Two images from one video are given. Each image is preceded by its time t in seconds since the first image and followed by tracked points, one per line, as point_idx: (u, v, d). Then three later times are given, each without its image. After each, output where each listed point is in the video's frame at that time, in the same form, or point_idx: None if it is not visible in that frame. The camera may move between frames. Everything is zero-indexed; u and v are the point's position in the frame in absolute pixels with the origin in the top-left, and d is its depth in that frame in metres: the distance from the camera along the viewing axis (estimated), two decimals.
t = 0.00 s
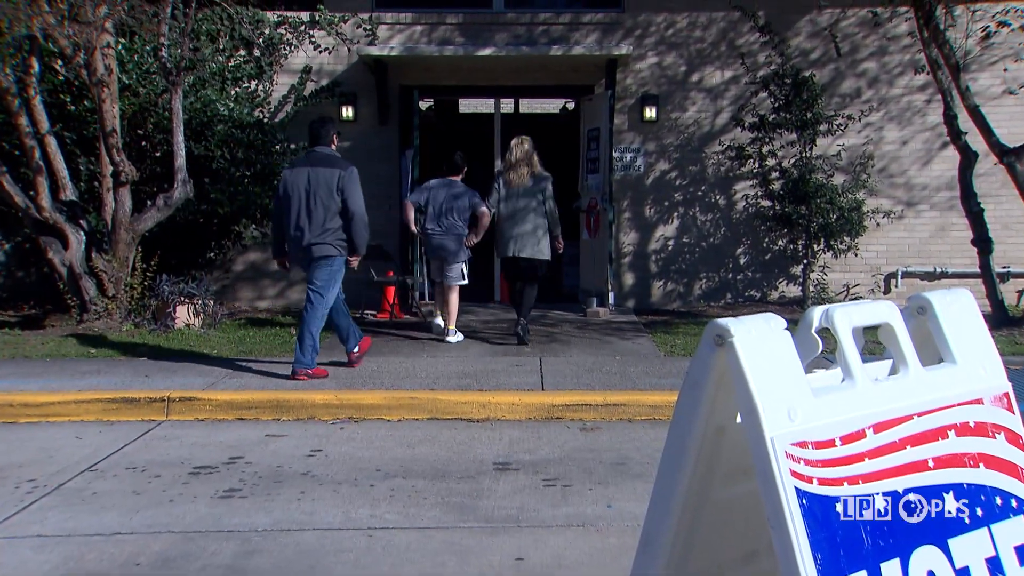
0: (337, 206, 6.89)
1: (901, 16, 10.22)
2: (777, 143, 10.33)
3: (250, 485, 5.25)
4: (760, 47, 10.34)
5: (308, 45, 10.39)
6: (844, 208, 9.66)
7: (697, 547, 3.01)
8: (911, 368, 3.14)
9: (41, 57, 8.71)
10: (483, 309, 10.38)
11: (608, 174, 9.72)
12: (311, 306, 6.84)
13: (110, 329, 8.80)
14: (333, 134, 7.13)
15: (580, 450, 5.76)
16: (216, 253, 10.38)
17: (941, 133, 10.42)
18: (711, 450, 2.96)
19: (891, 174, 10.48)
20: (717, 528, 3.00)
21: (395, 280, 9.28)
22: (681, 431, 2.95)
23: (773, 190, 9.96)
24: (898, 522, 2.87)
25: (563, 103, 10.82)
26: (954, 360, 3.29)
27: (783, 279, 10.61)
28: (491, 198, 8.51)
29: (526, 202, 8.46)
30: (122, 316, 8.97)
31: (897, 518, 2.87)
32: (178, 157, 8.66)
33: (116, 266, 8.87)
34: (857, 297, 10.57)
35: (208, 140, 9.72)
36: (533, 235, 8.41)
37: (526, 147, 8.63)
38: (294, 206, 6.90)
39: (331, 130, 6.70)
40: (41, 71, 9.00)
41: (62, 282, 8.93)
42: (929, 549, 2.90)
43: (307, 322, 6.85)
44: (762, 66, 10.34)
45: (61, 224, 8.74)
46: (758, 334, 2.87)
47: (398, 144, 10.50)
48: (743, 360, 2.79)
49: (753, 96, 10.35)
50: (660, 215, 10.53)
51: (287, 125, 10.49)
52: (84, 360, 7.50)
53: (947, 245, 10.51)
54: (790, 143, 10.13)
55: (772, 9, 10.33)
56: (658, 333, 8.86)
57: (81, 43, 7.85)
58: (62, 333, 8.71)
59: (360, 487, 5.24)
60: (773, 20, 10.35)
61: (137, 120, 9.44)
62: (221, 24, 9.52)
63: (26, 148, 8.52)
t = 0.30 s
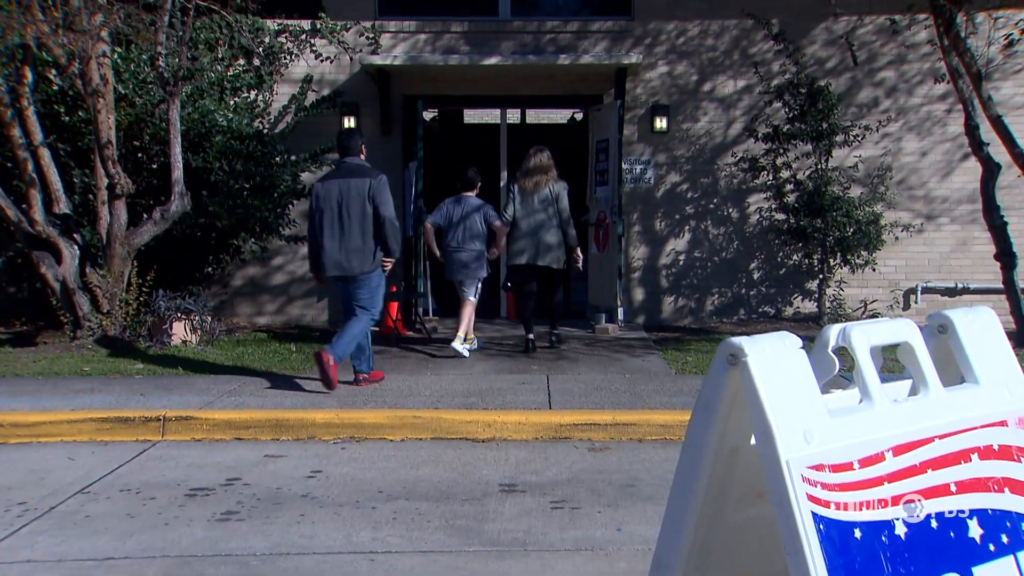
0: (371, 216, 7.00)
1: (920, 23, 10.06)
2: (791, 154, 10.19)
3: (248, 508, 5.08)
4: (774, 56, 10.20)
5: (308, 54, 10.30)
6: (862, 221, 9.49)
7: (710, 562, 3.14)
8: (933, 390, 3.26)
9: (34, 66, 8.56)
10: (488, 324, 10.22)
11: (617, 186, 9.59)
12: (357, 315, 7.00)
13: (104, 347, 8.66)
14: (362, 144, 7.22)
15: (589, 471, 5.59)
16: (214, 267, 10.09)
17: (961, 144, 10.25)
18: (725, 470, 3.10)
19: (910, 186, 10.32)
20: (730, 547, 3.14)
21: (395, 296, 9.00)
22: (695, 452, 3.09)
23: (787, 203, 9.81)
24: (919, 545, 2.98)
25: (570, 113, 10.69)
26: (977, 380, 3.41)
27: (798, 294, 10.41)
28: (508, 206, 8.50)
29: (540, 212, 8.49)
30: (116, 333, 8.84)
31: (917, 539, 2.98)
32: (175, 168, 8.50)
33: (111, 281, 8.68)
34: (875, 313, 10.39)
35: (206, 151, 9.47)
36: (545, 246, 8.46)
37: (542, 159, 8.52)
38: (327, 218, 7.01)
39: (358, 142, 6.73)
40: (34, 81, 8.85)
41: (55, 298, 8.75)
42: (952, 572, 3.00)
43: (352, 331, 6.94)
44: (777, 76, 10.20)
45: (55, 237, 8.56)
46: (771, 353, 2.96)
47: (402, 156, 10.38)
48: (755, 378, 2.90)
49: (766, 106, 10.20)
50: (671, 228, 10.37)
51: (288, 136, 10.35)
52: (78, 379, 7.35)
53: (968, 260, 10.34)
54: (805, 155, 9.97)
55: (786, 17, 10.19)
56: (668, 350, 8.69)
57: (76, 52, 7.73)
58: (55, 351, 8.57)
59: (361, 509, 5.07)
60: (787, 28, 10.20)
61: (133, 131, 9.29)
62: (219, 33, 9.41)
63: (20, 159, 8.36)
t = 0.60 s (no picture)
0: (397, 227, 6.96)
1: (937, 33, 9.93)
2: (805, 167, 10.06)
3: (247, 531, 4.93)
4: (787, 66, 10.08)
5: (310, 65, 10.23)
6: (878, 236, 9.36)
7: None
8: (954, 411, 3.30)
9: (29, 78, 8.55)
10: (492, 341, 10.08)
11: (625, 200, 9.48)
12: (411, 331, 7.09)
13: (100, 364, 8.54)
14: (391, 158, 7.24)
15: (597, 493, 5.44)
16: (212, 283, 9.97)
17: (981, 156, 10.10)
18: (736, 493, 3.11)
19: (928, 200, 10.17)
20: (744, 570, 3.15)
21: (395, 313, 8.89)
22: (708, 474, 3.10)
23: (801, 217, 9.66)
24: (937, 569, 3.05)
25: (578, 125, 10.52)
26: (998, 403, 3.40)
27: (811, 310, 10.24)
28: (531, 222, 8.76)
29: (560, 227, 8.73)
30: (112, 351, 8.71)
31: (934, 563, 3.06)
32: (173, 182, 8.38)
33: (107, 297, 8.57)
34: (892, 330, 10.21)
35: (205, 164, 9.31)
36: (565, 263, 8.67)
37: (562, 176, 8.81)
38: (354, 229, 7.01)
39: (380, 152, 6.69)
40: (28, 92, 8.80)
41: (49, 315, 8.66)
42: None
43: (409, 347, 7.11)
44: (789, 86, 10.06)
45: (49, 254, 8.50)
46: (785, 371, 3.00)
47: (404, 168, 10.41)
48: (767, 399, 2.94)
49: (778, 118, 10.08)
50: (680, 243, 10.24)
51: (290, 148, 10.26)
52: (72, 398, 7.21)
53: (987, 275, 10.18)
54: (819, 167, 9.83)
55: (800, 27, 10.07)
56: (678, 368, 8.55)
57: (71, 64, 7.70)
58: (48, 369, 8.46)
59: (363, 532, 4.91)
60: (801, 38, 10.08)
61: (128, 144, 9.15)
62: (218, 44, 9.32)
63: (14, 173, 8.25)
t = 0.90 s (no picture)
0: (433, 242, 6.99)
1: (958, 37, 9.79)
2: (822, 174, 9.91)
3: (247, 549, 4.80)
4: (803, 71, 9.95)
5: (313, 70, 10.12)
6: (897, 245, 9.19)
7: None
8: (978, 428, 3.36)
9: (25, 84, 8.45)
10: (498, 352, 9.94)
11: (636, 209, 9.35)
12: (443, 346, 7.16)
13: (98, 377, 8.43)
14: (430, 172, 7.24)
15: (607, 510, 5.29)
16: (213, 293, 9.85)
17: (1004, 163, 9.94)
18: (754, 508, 3.11)
19: (950, 208, 10.01)
20: None
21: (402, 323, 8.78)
22: (724, 490, 3.11)
23: (817, 226, 9.51)
24: None
25: (588, 132, 10.44)
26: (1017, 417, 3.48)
27: (828, 321, 10.08)
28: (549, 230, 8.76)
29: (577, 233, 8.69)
30: (109, 364, 8.60)
31: None
32: (173, 190, 8.27)
33: (104, 308, 8.50)
34: (912, 342, 10.02)
35: (205, 171, 9.19)
36: (582, 269, 8.62)
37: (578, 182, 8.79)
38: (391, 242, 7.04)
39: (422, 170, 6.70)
40: (25, 99, 8.61)
41: (45, 326, 8.56)
42: None
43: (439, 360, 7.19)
44: (805, 91, 9.95)
45: (45, 263, 8.38)
46: (803, 387, 3.02)
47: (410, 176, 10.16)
48: (783, 416, 2.95)
49: (794, 124, 9.94)
50: (693, 253, 10.09)
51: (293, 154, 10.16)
52: (68, 412, 7.09)
53: (1010, 285, 10.00)
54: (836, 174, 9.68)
55: (816, 30, 9.94)
56: (691, 381, 8.39)
57: (70, 68, 7.74)
58: (44, 382, 8.33)
59: (367, 550, 4.77)
60: (817, 42, 9.95)
61: (128, 151, 9.10)
62: (218, 48, 9.24)
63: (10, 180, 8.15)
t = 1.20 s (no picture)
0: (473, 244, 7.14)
1: (983, 40, 9.64)
2: (842, 182, 9.76)
3: (251, 567, 4.67)
4: (822, 76, 9.81)
5: (319, 76, 10.02)
6: (919, 255, 9.01)
7: None
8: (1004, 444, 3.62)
9: (25, 91, 8.37)
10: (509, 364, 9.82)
11: (650, 217, 9.23)
12: (456, 349, 7.11)
13: (98, 390, 8.33)
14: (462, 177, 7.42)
15: (621, 528, 5.15)
16: (215, 304, 9.74)
17: None
18: (774, 522, 3.38)
19: (975, 216, 9.84)
20: None
21: (411, 334, 8.68)
22: (745, 501, 3.36)
23: (837, 234, 9.34)
24: None
25: (600, 138, 10.32)
26: None
27: (848, 333, 9.91)
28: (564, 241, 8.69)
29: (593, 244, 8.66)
30: (110, 377, 8.50)
31: None
32: (176, 198, 8.18)
33: (105, 319, 8.40)
34: (936, 355, 9.83)
35: (209, 179, 9.09)
36: (600, 282, 8.60)
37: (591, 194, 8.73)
38: (429, 246, 7.12)
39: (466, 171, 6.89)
40: (25, 105, 8.54)
41: (44, 338, 8.45)
42: None
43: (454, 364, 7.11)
44: (824, 96, 9.80)
45: (44, 274, 8.29)
46: (822, 404, 3.29)
47: (418, 184, 10.06)
48: (804, 430, 3.22)
49: (812, 130, 9.81)
50: (709, 262, 9.95)
51: (299, 162, 10.06)
52: (69, 426, 6.98)
53: None
54: (857, 182, 9.52)
55: (835, 34, 9.81)
56: (706, 395, 8.25)
57: (70, 74, 7.71)
58: (43, 395, 8.21)
59: (374, 568, 4.63)
60: (837, 46, 9.82)
61: (129, 158, 8.99)
62: (223, 54, 9.17)
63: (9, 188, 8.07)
